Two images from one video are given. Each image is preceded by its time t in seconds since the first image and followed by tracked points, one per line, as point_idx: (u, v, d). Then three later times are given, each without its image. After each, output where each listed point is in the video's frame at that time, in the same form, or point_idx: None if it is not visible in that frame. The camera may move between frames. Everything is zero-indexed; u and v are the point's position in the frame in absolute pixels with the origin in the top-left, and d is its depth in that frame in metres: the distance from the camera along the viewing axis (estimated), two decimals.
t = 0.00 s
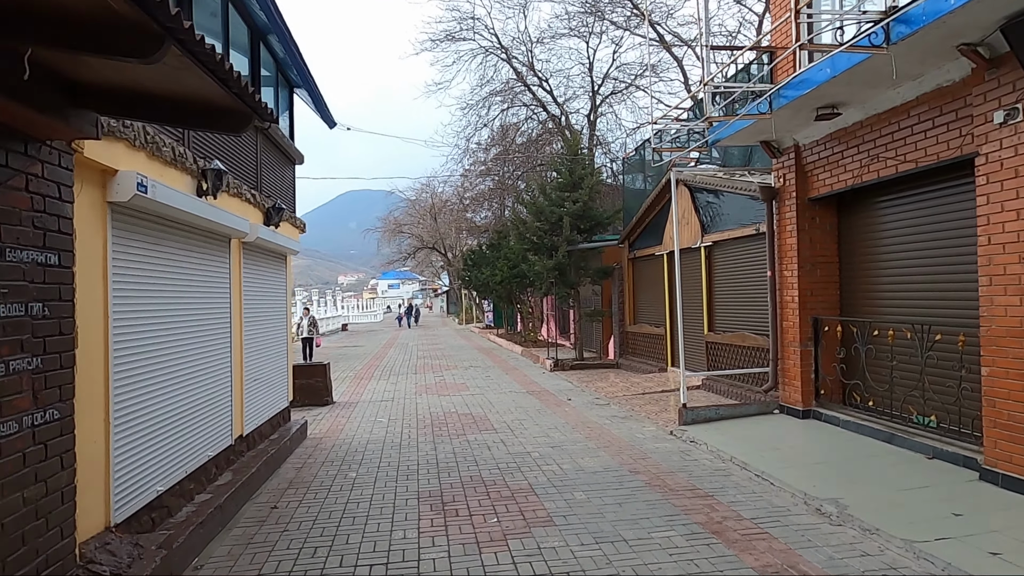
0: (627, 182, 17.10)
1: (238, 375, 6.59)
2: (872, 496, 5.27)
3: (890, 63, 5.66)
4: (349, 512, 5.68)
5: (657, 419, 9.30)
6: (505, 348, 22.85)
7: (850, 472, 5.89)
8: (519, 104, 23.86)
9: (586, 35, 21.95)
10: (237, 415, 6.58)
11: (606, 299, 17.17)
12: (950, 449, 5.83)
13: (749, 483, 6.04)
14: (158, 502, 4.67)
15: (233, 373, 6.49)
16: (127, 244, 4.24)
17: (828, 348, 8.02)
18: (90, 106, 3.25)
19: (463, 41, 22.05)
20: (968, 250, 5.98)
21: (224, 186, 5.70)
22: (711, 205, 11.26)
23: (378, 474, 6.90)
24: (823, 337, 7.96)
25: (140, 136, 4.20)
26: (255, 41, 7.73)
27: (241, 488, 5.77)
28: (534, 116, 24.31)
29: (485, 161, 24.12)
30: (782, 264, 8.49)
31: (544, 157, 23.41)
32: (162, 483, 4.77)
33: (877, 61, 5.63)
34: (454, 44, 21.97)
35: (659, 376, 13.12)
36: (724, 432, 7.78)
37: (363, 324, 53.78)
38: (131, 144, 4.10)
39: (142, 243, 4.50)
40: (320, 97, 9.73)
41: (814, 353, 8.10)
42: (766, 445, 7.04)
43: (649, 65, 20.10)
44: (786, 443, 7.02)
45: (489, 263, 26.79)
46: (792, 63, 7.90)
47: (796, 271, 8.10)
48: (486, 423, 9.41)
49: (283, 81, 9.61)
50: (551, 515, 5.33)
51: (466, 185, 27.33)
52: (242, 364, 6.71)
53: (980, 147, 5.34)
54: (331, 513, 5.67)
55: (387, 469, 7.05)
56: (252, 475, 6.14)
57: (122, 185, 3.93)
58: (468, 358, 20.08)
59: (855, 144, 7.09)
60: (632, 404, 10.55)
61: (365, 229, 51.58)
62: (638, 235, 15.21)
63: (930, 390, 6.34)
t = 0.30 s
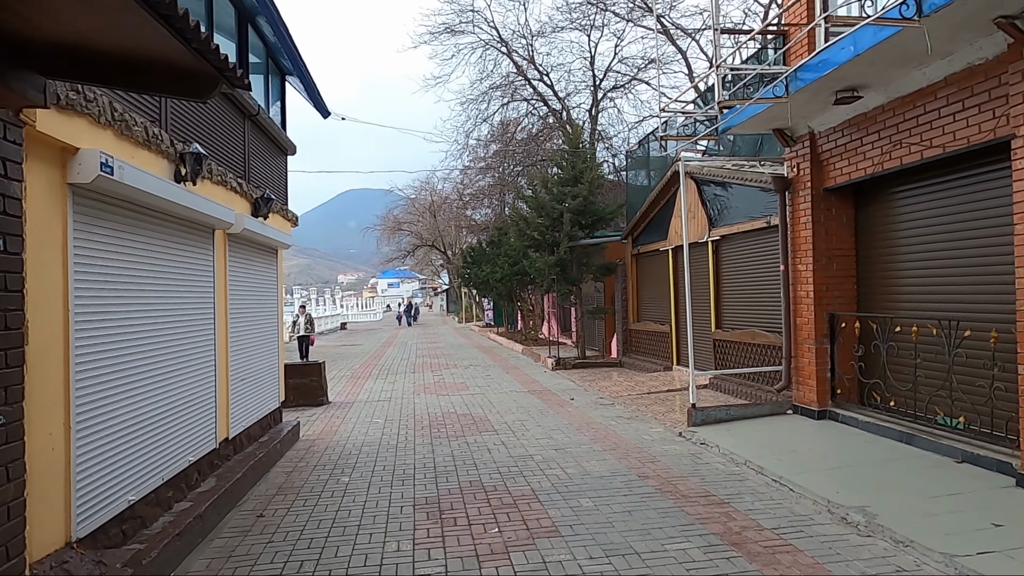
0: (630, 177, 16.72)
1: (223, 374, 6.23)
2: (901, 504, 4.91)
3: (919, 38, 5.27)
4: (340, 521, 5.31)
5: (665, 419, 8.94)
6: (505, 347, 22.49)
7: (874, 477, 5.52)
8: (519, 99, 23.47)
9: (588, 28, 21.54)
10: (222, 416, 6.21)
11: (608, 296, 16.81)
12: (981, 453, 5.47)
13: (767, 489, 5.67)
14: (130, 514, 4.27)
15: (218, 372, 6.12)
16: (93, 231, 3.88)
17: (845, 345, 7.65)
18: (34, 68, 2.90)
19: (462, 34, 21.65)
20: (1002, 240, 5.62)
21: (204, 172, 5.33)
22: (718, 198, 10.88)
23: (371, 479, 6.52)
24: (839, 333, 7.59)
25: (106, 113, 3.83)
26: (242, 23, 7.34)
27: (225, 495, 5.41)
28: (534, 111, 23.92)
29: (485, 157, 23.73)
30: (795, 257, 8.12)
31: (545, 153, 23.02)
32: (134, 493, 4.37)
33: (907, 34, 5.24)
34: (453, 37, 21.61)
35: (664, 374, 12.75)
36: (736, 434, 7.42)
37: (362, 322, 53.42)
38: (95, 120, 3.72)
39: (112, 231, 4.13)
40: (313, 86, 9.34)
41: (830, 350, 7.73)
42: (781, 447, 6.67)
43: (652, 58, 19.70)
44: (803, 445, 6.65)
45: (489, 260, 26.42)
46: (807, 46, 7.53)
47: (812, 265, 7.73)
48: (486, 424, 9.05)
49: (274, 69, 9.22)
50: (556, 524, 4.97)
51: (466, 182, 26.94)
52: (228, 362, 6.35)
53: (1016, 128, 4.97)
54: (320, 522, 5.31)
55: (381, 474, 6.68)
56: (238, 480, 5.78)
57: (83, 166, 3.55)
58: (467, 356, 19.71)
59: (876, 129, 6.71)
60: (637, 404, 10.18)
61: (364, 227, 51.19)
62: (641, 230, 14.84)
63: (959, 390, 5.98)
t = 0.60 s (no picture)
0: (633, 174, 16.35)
1: (206, 381, 5.86)
2: (935, 524, 4.54)
3: (956, 21, 4.90)
4: (329, 541, 4.95)
5: (673, 426, 8.57)
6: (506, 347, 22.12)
7: (902, 494, 5.16)
8: (520, 95, 23.09)
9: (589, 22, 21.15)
10: (206, 426, 5.84)
11: (610, 296, 16.46)
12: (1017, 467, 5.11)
13: (787, 506, 5.29)
14: (96, 540, 3.89)
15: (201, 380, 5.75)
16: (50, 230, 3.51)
17: (863, 349, 7.28)
18: None
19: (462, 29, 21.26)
20: None
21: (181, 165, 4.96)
22: (726, 195, 10.51)
23: (365, 492, 6.16)
24: (857, 337, 7.22)
25: (65, 98, 3.46)
26: (228, 9, 6.96)
27: (206, 513, 5.03)
28: (535, 108, 23.54)
29: (485, 156, 23.36)
30: (810, 257, 7.74)
31: (546, 151, 22.65)
32: (101, 516, 3.98)
33: (943, 16, 4.85)
34: (453, 32, 21.24)
35: (669, 377, 12.38)
36: (749, 442, 7.05)
37: (360, 322, 53.14)
38: (52, 106, 3.35)
39: (74, 230, 3.76)
40: (305, 77, 8.96)
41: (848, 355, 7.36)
42: (799, 458, 6.30)
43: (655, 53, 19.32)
44: (822, 456, 6.28)
45: (488, 259, 26.07)
46: (823, 35, 7.15)
47: (828, 265, 7.35)
48: (486, 431, 8.68)
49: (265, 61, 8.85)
50: (562, 545, 4.61)
51: (466, 180, 26.56)
52: (212, 368, 5.98)
53: None
54: (308, 541, 4.95)
55: (375, 486, 6.31)
56: (221, 496, 5.41)
57: (35, 157, 3.18)
58: (467, 358, 19.34)
59: (899, 121, 6.34)
60: (643, 409, 9.81)
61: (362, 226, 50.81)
62: (644, 229, 14.49)
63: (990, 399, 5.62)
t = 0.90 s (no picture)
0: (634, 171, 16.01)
1: (183, 384, 5.49)
2: (968, 540, 4.19)
3: None
4: (313, 556, 4.60)
5: (677, 430, 8.23)
6: (504, 348, 21.77)
7: (928, 505, 4.81)
8: (519, 92, 22.75)
9: (590, 18, 20.83)
10: (183, 432, 5.47)
11: (611, 296, 16.13)
12: None
13: (805, 519, 4.95)
14: (49, 562, 3.52)
15: (178, 383, 5.38)
16: None
17: (879, 350, 6.93)
18: None
19: (460, 25, 20.92)
20: None
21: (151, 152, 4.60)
22: (732, 191, 10.16)
23: (353, 502, 5.79)
24: (873, 337, 6.86)
25: (9, 71, 3.09)
26: None
27: (180, 527, 4.67)
28: (534, 105, 23.21)
29: (483, 153, 23.03)
30: (822, 253, 7.39)
31: (545, 148, 22.31)
32: (56, 535, 3.61)
33: None
34: (451, 27, 20.90)
35: (672, 379, 12.05)
36: (760, 448, 6.70)
37: (358, 322, 52.90)
38: None
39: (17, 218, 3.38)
40: (294, 67, 8.62)
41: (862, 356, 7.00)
42: (813, 466, 5.94)
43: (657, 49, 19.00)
44: (838, 463, 5.93)
45: (487, 259, 25.73)
46: (836, 20, 6.73)
47: (842, 261, 7.00)
48: (483, 435, 8.33)
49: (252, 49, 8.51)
50: (563, 562, 4.26)
51: (464, 178, 26.23)
52: (191, 370, 5.62)
53: None
54: (291, 557, 4.59)
55: (365, 495, 5.96)
56: (199, 507, 5.05)
57: None
58: (464, 359, 18.97)
59: (919, 109, 6.00)
60: (646, 412, 9.47)
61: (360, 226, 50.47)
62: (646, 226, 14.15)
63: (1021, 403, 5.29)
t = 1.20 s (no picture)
0: (633, 169, 15.65)
1: (155, 392, 5.11)
2: (1007, 563, 3.83)
3: None
4: None
5: (681, 437, 7.86)
6: (501, 350, 21.39)
7: (957, 523, 4.45)
8: (515, 90, 22.39)
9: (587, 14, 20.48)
10: (155, 444, 5.09)
11: (609, 297, 15.76)
12: None
13: (824, 538, 4.58)
14: None
15: (148, 392, 5.00)
16: None
17: (895, 354, 6.57)
18: None
19: (455, 21, 20.54)
20: None
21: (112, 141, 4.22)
22: (735, 188, 9.81)
23: (338, 519, 5.41)
24: (888, 340, 6.50)
25: None
26: None
27: (147, 551, 4.28)
28: (530, 103, 22.85)
29: (479, 152, 22.65)
30: (834, 251, 7.02)
31: (542, 147, 21.95)
32: None
33: None
34: (446, 23, 20.52)
35: (673, 382, 11.69)
36: (770, 458, 6.33)
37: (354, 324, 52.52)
38: None
39: None
40: (279, 58, 8.24)
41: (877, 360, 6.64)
42: (828, 478, 5.58)
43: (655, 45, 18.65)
44: (855, 476, 5.56)
45: (483, 259, 25.36)
46: (847, 7, 6.31)
47: (856, 260, 6.64)
48: (478, 443, 7.96)
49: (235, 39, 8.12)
50: None
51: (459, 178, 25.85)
52: (163, 377, 5.24)
53: None
54: None
55: (351, 511, 5.58)
56: (170, 526, 4.67)
57: None
58: (460, 361, 18.58)
59: (940, 98, 5.65)
60: (648, 417, 9.10)
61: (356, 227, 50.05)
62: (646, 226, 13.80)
63: None
